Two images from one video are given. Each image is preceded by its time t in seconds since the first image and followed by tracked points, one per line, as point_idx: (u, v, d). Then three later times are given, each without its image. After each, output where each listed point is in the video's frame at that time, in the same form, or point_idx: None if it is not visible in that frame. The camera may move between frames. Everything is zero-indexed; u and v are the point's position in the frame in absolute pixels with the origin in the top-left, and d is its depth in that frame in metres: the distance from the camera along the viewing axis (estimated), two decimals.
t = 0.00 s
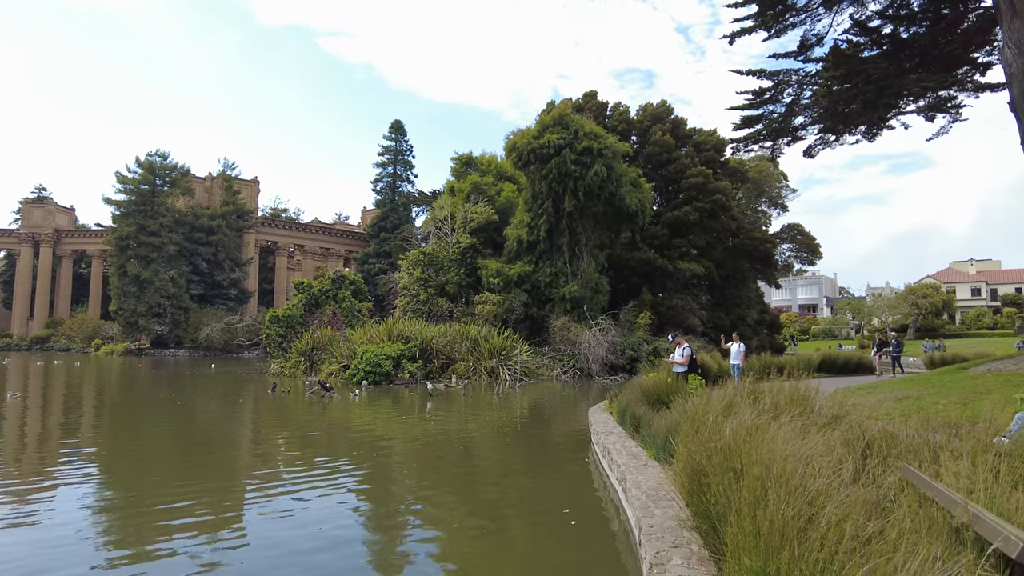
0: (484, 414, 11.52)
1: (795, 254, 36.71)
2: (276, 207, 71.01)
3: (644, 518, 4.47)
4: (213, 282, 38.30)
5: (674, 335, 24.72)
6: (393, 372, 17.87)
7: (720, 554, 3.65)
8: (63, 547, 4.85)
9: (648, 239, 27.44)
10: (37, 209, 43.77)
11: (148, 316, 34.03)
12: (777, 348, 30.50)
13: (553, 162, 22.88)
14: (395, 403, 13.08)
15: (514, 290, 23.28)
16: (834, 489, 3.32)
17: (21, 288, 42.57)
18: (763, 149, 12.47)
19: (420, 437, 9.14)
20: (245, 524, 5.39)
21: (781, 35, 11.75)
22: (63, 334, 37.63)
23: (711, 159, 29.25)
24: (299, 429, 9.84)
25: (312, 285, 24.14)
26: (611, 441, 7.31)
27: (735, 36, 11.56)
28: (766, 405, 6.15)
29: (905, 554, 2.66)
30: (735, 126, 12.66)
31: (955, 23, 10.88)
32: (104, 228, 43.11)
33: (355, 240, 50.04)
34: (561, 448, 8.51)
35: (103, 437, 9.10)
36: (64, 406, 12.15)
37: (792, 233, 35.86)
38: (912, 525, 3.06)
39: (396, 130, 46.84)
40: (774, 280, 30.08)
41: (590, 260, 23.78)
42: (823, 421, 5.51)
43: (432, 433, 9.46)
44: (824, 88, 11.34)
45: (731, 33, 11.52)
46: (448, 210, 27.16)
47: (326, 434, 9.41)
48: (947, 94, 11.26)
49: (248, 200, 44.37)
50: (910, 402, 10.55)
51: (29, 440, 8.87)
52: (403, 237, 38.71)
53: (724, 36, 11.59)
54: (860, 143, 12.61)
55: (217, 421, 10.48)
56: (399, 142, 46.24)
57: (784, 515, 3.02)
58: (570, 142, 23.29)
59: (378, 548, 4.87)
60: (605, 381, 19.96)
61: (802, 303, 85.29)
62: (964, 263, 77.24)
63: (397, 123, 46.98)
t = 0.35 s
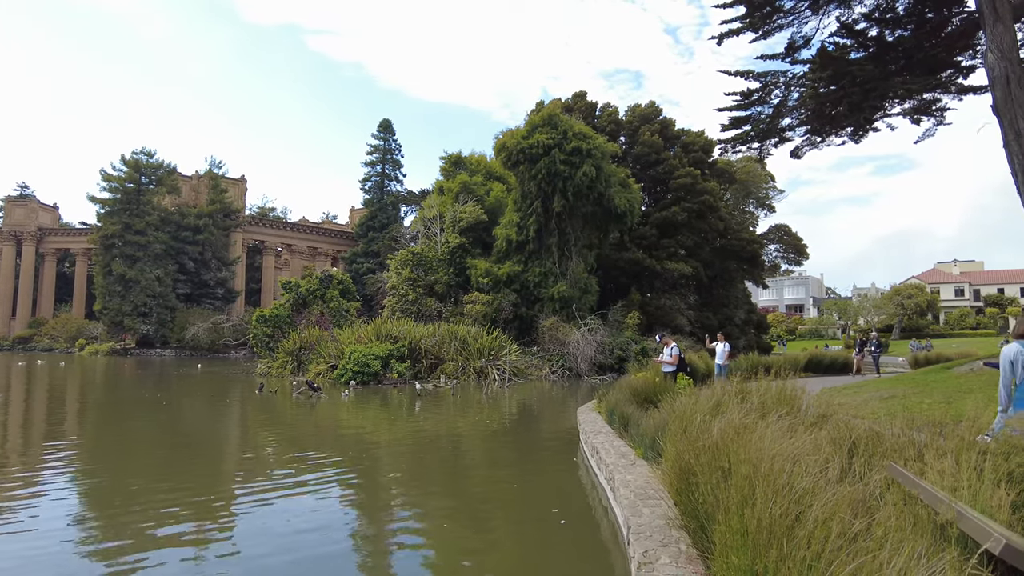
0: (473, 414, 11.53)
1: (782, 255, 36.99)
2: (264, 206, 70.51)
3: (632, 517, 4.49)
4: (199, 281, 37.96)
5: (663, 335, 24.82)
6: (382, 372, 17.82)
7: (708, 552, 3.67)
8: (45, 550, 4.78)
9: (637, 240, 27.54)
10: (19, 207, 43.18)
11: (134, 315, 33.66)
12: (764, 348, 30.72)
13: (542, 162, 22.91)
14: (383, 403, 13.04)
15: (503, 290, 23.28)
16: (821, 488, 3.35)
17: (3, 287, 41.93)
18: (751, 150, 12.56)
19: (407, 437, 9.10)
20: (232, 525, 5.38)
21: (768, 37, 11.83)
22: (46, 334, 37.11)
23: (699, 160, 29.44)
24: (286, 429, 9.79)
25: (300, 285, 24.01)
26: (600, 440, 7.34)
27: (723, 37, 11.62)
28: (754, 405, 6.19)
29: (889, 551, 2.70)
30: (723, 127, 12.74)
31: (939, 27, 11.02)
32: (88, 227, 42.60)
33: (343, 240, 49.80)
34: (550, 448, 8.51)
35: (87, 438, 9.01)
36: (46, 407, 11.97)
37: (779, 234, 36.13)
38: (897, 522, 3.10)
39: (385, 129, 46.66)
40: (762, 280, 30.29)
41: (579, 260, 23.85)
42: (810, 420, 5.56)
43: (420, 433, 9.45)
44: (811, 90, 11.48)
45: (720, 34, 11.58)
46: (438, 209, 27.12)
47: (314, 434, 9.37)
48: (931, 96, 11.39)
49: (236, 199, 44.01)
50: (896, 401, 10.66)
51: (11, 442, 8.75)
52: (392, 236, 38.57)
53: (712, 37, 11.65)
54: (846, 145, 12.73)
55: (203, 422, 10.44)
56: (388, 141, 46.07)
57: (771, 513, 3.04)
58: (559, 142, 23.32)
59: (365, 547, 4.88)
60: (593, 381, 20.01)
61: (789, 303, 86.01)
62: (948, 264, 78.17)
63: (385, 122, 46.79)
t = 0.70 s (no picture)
0: (465, 414, 11.52)
1: (773, 255, 37.18)
2: (255, 205, 70.17)
3: (625, 517, 4.50)
4: (190, 281, 37.69)
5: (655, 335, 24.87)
6: (374, 373, 17.77)
7: (701, 552, 3.68)
8: (34, 551, 4.75)
9: (629, 240, 27.61)
10: (7, 206, 42.74)
11: (123, 315, 33.40)
12: (755, 347, 30.89)
13: (535, 162, 22.92)
14: (376, 403, 12.98)
15: (496, 290, 23.28)
16: (813, 487, 3.36)
17: None
18: (743, 150, 12.61)
19: (400, 438, 9.06)
20: (222, 526, 5.35)
21: (760, 38, 11.88)
22: (35, 334, 36.72)
23: (691, 161, 29.56)
24: (278, 429, 9.77)
25: (291, 284, 23.92)
26: (593, 440, 7.34)
27: (715, 38, 11.67)
28: (747, 405, 6.22)
29: (882, 550, 2.71)
30: (715, 128, 12.79)
31: (929, 29, 11.11)
32: (77, 226, 42.25)
33: (335, 239, 49.63)
34: (543, 448, 8.51)
35: (76, 439, 8.96)
36: (34, 407, 11.86)
37: (771, 235, 36.32)
38: (889, 521, 3.11)
39: (377, 128, 46.54)
40: (753, 281, 30.43)
41: (572, 260, 23.89)
42: (802, 420, 5.59)
43: (412, 433, 9.44)
44: (802, 91, 11.56)
45: (712, 35, 11.63)
46: (430, 209, 27.09)
47: (305, 434, 9.35)
48: (921, 99, 11.49)
49: (227, 198, 43.77)
50: (887, 400, 10.74)
51: None
52: (384, 236, 38.47)
53: (704, 38, 11.69)
54: (837, 146, 12.80)
55: (193, 422, 10.41)
56: (380, 140, 45.97)
57: (765, 512, 3.05)
58: (552, 142, 23.35)
59: (356, 547, 4.87)
60: (586, 380, 20.03)
61: (780, 304, 86.52)
62: (937, 265, 78.83)
63: (377, 121, 46.68)
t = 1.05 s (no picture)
0: (461, 413, 11.52)
1: (768, 255, 37.30)
2: (249, 205, 69.97)
3: (620, 516, 4.51)
4: (184, 281, 37.54)
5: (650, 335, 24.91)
6: (369, 373, 17.75)
7: (697, 551, 3.69)
8: (28, 552, 4.72)
9: (624, 240, 27.64)
10: None
11: (117, 315, 33.23)
12: (749, 347, 30.98)
13: (530, 162, 22.90)
14: (371, 403, 12.95)
15: (491, 290, 23.29)
16: (809, 487, 3.37)
17: None
18: (738, 151, 12.65)
19: (395, 438, 9.04)
20: (216, 525, 5.35)
21: (756, 38, 11.91)
22: (27, 334, 36.49)
23: (686, 161, 29.63)
24: (272, 429, 9.73)
25: (286, 284, 23.88)
26: (589, 439, 7.35)
27: (710, 39, 11.69)
28: (743, 405, 6.24)
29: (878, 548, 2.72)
30: (710, 128, 12.82)
31: (923, 30, 11.15)
32: (70, 225, 42.01)
33: (329, 239, 49.52)
34: (538, 447, 8.51)
35: (69, 439, 8.92)
36: (27, 408, 11.79)
37: (765, 235, 36.42)
38: (885, 520, 3.12)
39: (372, 127, 46.45)
40: (748, 281, 30.52)
41: (567, 260, 23.89)
42: (798, 419, 5.60)
43: (407, 433, 9.44)
44: (797, 91, 11.61)
45: (707, 36, 11.66)
46: (425, 209, 27.07)
47: (300, 434, 9.33)
48: (915, 99, 11.54)
49: (221, 198, 43.63)
50: (881, 400, 10.78)
51: None
52: (379, 236, 38.40)
53: (699, 39, 11.72)
54: (832, 146, 12.85)
55: (187, 422, 10.37)
56: (375, 140, 45.89)
57: (761, 512, 3.05)
58: (547, 142, 23.36)
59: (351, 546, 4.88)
60: (581, 380, 20.04)
61: (774, 304, 86.83)
62: (930, 265, 79.22)
63: (372, 120, 46.60)
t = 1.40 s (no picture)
0: (459, 413, 11.52)
1: (765, 255, 37.36)
2: (247, 205, 69.81)
3: (620, 515, 4.51)
4: (182, 280, 37.47)
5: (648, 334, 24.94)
6: (367, 373, 17.76)
7: (696, 550, 3.70)
8: (25, 553, 4.69)
9: (622, 239, 27.63)
10: None
11: (114, 314, 33.15)
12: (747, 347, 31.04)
13: (528, 161, 22.90)
14: (369, 403, 12.91)
15: (489, 289, 23.30)
16: (810, 486, 3.37)
17: None
18: (736, 150, 12.65)
19: (393, 437, 9.02)
20: (215, 525, 5.35)
21: (753, 38, 11.92)
22: (24, 334, 36.36)
23: (684, 161, 29.65)
24: (270, 429, 9.69)
25: (284, 284, 23.85)
26: (587, 439, 7.36)
27: (708, 39, 11.71)
28: (742, 404, 6.24)
29: (879, 547, 2.72)
30: (708, 127, 12.82)
31: (920, 30, 11.17)
32: (67, 224, 41.89)
33: (327, 238, 49.47)
34: (537, 447, 8.51)
35: (66, 439, 8.90)
36: (23, 408, 11.72)
37: (763, 235, 36.47)
38: (887, 520, 3.12)
39: (370, 127, 46.40)
40: (745, 280, 30.57)
41: (565, 259, 23.87)
42: (798, 419, 5.59)
43: (406, 432, 9.45)
44: (795, 91, 11.63)
45: (705, 36, 11.66)
46: (423, 208, 27.06)
47: (298, 434, 9.32)
48: (913, 99, 11.56)
49: (218, 197, 43.54)
50: (879, 399, 10.81)
51: None
52: (377, 235, 38.37)
53: (697, 39, 11.73)
54: (830, 146, 12.87)
55: (185, 422, 10.34)
56: (372, 139, 45.87)
57: (762, 511, 3.05)
58: (545, 141, 23.36)
59: (348, 546, 4.88)
60: (579, 380, 20.03)
61: (771, 303, 87.04)
62: (927, 265, 79.41)
63: (370, 120, 46.55)
